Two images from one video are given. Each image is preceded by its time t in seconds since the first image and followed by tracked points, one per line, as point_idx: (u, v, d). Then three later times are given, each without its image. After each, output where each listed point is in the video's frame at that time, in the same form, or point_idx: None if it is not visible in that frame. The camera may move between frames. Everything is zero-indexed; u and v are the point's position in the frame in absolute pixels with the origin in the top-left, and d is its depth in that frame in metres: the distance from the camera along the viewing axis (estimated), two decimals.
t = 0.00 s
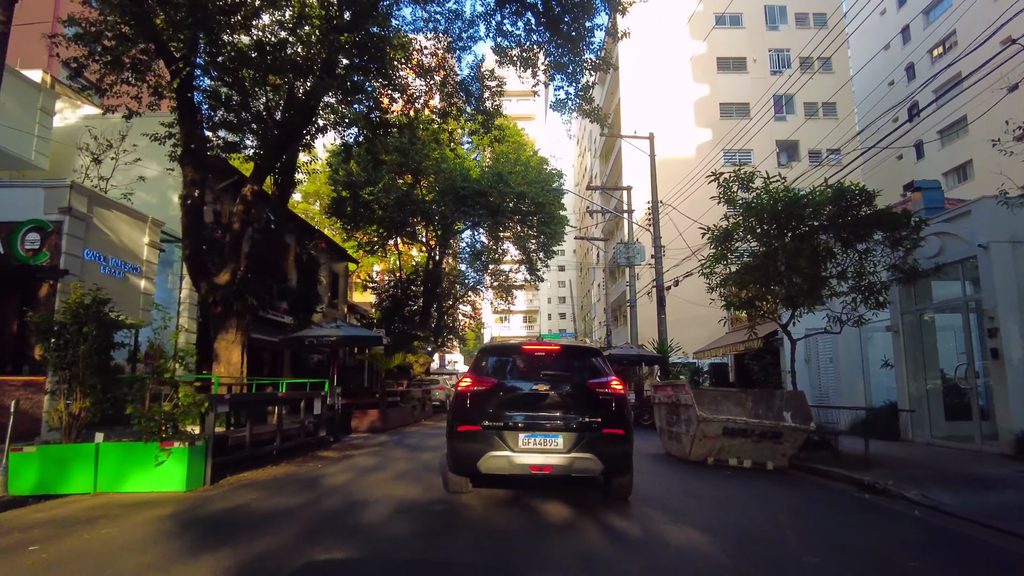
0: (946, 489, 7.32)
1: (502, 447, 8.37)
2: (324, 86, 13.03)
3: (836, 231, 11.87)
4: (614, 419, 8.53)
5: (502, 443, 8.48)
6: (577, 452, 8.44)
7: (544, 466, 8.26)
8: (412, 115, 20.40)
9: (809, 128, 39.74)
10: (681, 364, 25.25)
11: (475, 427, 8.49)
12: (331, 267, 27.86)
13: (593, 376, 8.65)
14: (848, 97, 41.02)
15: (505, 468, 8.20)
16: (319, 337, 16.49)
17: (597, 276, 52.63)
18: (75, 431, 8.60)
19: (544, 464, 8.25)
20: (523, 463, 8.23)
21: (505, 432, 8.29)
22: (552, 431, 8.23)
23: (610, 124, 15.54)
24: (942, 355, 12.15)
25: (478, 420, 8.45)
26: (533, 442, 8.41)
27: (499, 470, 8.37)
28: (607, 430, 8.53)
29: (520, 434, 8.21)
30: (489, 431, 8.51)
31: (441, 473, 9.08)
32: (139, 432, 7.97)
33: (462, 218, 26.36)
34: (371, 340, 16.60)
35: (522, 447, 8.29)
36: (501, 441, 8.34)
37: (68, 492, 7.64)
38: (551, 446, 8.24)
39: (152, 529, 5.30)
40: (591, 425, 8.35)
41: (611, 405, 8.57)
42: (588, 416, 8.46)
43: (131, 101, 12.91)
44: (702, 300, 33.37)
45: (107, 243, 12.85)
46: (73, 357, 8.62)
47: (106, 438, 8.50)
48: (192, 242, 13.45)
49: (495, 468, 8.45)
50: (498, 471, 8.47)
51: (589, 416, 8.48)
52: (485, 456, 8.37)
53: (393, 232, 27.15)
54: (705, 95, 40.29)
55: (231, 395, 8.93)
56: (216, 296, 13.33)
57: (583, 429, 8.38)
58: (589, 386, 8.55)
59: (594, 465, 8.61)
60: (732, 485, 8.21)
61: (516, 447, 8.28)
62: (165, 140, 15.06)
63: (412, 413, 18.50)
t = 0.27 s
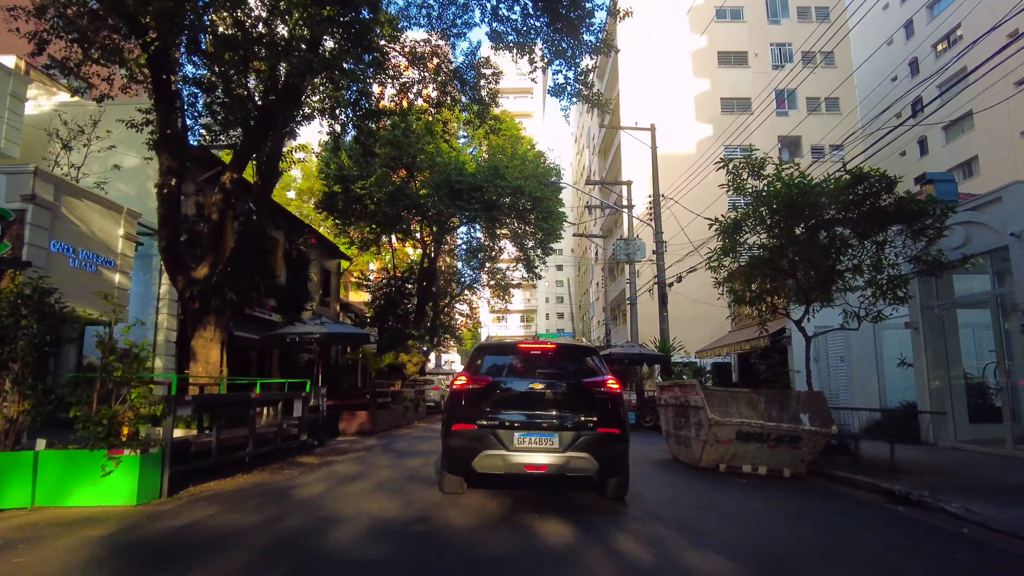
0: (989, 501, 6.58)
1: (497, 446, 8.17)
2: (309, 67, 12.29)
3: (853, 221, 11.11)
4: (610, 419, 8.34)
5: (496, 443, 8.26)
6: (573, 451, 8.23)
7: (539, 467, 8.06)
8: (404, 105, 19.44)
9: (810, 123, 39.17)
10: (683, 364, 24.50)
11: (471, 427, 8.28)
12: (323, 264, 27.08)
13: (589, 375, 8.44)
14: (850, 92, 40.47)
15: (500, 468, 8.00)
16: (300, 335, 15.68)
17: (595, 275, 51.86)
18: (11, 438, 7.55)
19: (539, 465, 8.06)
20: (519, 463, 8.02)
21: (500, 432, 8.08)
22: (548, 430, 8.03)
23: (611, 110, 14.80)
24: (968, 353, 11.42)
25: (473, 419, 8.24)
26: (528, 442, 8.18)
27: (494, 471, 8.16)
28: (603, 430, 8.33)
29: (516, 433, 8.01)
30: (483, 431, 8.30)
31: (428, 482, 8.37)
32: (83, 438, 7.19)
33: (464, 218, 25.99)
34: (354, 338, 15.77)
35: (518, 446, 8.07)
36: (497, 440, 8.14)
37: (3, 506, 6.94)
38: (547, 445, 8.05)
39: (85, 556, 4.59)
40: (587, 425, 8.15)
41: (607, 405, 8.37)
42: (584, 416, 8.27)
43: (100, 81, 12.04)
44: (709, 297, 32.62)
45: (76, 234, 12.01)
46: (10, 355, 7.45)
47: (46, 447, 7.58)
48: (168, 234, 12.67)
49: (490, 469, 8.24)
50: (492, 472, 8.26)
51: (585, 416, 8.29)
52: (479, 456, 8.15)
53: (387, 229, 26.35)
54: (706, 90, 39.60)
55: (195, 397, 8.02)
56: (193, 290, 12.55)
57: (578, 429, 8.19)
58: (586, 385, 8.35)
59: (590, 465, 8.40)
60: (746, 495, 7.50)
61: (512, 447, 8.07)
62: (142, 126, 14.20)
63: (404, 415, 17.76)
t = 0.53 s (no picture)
0: None
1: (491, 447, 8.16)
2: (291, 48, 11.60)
3: (870, 209, 10.42)
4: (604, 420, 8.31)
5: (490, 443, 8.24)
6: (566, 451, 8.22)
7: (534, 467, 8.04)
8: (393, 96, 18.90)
9: (811, 119, 38.31)
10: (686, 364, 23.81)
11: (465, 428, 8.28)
12: (315, 262, 26.38)
13: (582, 375, 8.43)
14: (851, 88, 39.93)
15: (495, 469, 8.00)
16: (284, 333, 14.97)
17: (594, 274, 51.17)
18: None
19: (532, 465, 8.03)
20: (513, 463, 8.00)
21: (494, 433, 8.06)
22: (542, 431, 8.02)
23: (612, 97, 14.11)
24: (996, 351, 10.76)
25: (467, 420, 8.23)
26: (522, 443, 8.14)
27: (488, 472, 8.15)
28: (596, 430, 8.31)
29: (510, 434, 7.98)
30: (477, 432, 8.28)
31: (414, 492, 7.71)
32: (14, 447, 6.37)
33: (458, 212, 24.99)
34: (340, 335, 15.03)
35: (511, 447, 8.04)
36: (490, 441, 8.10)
37: None
38: (540, 446, 8.06)
39: None
40: (581, 425, 8.14)
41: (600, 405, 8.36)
42: (577, 416, 8.28)
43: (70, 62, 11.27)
44: (714, 294, 31.98)
45: (43, 225, 11.28)
46: None
47: None
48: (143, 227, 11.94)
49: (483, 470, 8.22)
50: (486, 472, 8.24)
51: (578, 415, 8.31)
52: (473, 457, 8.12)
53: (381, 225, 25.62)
54: (706, 86, 38.96)
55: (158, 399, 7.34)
56: (169, 286, 11.85)
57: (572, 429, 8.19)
58: (579, 385, 8.34)
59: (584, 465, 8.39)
60: (762, 508, 6.84)
61: (506, 447, 8.06)
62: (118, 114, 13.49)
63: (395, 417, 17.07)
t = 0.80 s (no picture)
0: None
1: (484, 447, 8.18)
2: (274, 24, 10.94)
3: (888, 196, 9.78)
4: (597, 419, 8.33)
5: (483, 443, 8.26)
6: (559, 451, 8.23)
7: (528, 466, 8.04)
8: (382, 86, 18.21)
9: (810, 116, 38.08)
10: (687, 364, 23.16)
11: (459, 427, 8.31)
12: (305, 258, 25.70)
13: (575, 374, 8.47)
14: (853, 84, 39.36)
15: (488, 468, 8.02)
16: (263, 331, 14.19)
17: (592, 272, 50.47)
18: None
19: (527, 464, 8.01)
20: (506, 462, 8.04)
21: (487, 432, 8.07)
22: (536, 430, 8.07)
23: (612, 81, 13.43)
24: None
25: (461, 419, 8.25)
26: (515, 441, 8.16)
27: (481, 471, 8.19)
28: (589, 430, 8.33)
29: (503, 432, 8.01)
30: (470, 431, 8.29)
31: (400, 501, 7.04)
32: None
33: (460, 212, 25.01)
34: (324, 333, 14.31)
35: (505, 445, 8.09)
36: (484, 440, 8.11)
37: None
38: (534, 444, 8.09)
39: None
40: (574, 424, 8.17)
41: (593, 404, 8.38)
42: (570, 415, 8.32)
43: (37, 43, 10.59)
44: (717, 293, 31.38)
45: (8, 215, 10.56)
46: None
47: None
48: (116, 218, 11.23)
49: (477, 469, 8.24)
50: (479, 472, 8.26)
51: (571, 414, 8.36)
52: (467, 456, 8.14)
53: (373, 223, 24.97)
54: (706, 81, 38.36)
55: (108, 405, 6.60)
56: (144, 281, 11.16)
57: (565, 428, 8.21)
58: (572, 384, 8.37)
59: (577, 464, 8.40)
60: (779, 522, 6.22)
61: (500, 446, 8.10)
62: (92, 99, 12.78)
63: (386, 419, 16.40)
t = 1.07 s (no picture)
0: None
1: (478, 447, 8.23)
2: None
3: (909, 183, 9.22)
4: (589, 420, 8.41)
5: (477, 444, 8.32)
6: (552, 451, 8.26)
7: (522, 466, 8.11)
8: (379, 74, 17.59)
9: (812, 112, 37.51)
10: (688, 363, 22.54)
11: (455, 427, 8.39)
12: (295, 254, 25.02)
13: (568, 375, 8.55)
14: (855, 79, 38.80)
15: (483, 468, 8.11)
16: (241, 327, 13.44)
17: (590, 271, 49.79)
18: None
19: (520, 463, 8.07)
20: (500, 462, 8.12)
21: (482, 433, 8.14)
22: (529, 431, 8.15)
23: (612, 66, 12.78)
24: None
25: (456, 421, 8.34)
26: (509, 442, 8.23)
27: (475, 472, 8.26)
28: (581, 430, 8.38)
29: (497, 433, 8.09)
30: (465, 431, 8.36)
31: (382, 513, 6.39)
32: None
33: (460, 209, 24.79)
34: (305, 330, 13.58)
35: (499, 446, 8.17)
36: (478, 441, 8.16)
37: None
38: (527, 445, 8.18)
39: None
40: (567, 425, 8.24)
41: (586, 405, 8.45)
42: (563, 416, 8.37)
43: None
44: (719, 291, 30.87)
45: None
46: None
47: None
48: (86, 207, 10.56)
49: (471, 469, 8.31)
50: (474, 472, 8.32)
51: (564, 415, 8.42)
52: (461, 457, 8.21)
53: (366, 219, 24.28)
54: (706, 77, 37.79)
55: (57, 408, 5.91)
56: (115, 274, 10.49)
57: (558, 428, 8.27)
58: (564, 385, 8.44)
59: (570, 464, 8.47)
60: (795, 538, 5.63)
61: (494, 446, 8.18)
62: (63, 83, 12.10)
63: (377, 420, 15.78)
